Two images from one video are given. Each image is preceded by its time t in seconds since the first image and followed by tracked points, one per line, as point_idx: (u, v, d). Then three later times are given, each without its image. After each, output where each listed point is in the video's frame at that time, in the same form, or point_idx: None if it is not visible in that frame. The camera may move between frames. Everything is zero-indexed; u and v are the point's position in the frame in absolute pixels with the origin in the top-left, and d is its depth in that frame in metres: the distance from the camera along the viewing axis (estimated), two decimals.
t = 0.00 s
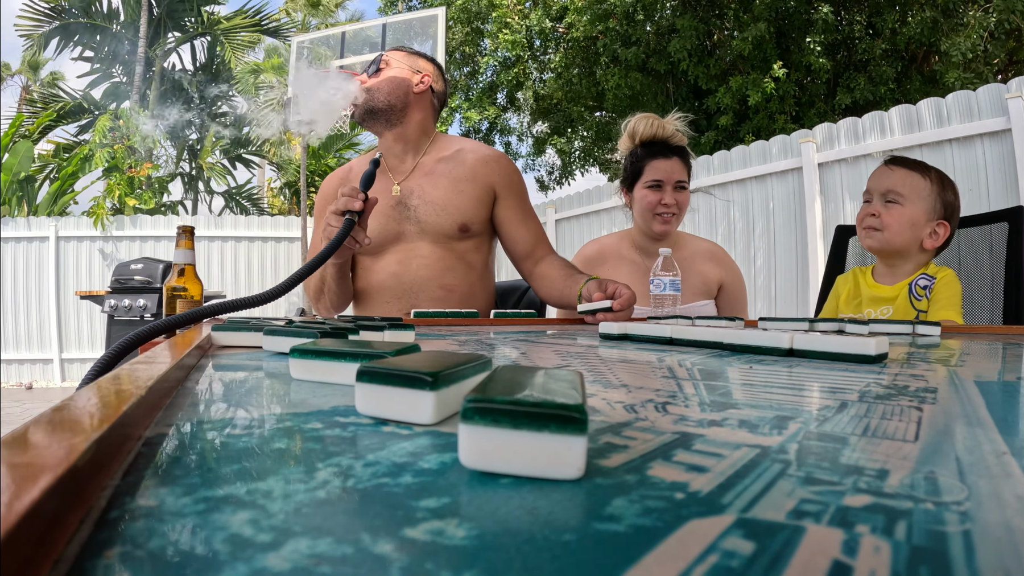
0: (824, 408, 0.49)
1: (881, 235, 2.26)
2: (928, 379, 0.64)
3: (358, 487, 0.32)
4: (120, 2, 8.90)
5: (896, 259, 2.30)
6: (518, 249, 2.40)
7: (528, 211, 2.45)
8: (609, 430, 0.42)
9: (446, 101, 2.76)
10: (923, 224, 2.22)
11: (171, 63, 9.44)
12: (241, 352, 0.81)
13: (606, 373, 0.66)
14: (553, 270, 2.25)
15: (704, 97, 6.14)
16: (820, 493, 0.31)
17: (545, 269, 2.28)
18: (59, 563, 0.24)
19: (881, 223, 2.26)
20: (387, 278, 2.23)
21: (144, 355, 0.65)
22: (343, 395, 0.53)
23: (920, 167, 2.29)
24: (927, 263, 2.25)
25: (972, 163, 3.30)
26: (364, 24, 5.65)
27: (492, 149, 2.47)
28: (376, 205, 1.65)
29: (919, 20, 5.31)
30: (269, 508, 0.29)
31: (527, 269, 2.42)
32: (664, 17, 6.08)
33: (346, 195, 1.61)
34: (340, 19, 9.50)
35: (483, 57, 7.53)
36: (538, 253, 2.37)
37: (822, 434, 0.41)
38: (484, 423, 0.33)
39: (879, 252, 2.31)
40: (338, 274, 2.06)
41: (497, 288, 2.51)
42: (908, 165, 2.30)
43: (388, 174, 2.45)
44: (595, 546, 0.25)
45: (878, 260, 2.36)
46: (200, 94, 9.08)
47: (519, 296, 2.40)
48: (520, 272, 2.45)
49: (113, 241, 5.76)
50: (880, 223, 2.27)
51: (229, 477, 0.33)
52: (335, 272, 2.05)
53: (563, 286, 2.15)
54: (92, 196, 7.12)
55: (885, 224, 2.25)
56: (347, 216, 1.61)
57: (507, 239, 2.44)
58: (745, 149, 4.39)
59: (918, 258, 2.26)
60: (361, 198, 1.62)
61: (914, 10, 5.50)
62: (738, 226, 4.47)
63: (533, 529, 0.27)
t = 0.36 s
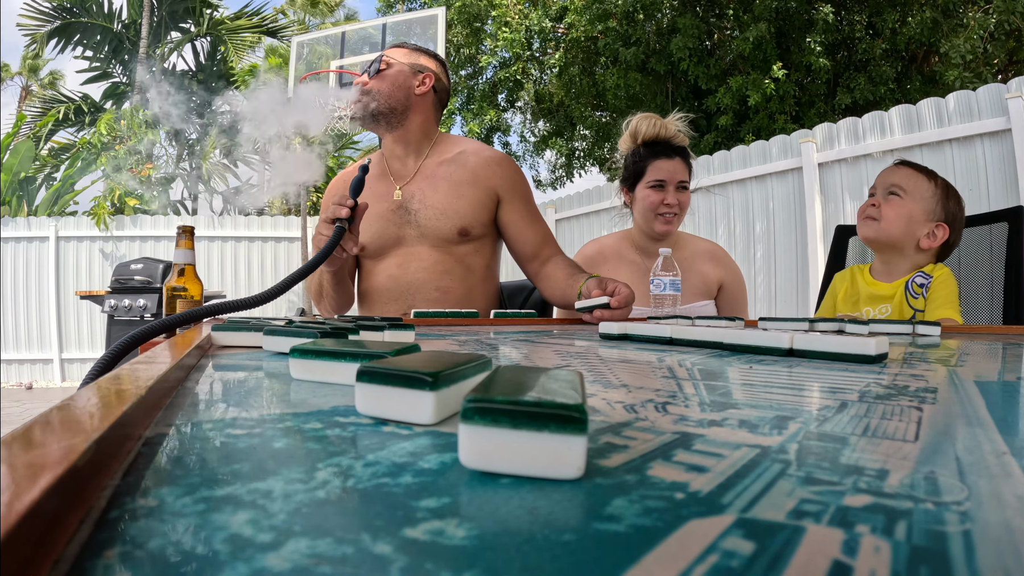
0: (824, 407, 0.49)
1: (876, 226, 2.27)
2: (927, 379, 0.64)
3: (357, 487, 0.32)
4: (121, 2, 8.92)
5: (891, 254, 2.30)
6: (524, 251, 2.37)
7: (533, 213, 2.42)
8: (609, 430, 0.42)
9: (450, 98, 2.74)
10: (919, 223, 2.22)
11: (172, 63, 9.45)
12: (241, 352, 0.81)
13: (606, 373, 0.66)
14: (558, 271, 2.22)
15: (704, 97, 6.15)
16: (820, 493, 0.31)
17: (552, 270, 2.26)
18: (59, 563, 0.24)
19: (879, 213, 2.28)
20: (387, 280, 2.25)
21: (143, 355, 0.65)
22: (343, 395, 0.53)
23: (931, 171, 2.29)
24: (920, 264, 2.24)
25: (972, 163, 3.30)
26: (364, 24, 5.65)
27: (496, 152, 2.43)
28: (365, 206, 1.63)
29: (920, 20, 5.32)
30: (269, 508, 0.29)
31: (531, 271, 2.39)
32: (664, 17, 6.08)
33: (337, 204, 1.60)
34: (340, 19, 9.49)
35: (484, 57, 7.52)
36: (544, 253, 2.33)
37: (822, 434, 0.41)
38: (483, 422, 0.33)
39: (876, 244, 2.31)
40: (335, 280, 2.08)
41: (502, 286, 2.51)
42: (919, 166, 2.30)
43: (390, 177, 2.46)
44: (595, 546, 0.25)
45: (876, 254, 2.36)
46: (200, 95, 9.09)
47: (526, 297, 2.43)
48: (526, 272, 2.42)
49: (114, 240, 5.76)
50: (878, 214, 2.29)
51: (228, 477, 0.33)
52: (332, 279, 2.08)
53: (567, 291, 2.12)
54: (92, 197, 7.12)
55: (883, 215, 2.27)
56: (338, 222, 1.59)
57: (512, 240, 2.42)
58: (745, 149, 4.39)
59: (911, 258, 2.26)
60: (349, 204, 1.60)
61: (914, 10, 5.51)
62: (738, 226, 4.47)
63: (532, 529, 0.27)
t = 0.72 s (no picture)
0: (824, 407, 0.49)
1: (903, 216, 2.21)
2: (928, 379, 0.64)
3: (358, 486, 0.32)
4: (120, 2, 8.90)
5: (902, 249, 2.26)
6: (532, 246, 2.34)
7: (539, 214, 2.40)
8: (609, 430, 0.42)
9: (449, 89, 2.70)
10: (939, 231, 2.19)
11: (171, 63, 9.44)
12: (241, 352, 0.81)
13: (606, 372, 0.66)
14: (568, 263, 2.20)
15: (704, 97, 6.15)
16: (821, 493, 0.31)
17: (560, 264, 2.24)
18: (59, 563, 0.24)
19: (910, 206, 2.20)
20: (388, 285, 2.26)
21: (143, 355, 0.65)
22: (343, 395, 0.53)
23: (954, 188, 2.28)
24: (927, 267, 2.23)
25: (971, 163, 3.30)
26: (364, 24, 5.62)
27: (500, 153, 2.41)
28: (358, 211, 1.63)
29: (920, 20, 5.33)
30: (269, 508, 0.29)
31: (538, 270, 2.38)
32: (664, 18, 6.07)
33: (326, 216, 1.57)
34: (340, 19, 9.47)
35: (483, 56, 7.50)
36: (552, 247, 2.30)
37: (822, 434, 0.41)
38: (484, 423, 0.33)
39: (892, 235, 2.26)
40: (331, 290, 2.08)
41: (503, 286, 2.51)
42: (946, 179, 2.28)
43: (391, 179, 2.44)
44: (594, 546, 0.25)
45: (884, 245, 2.32)
46: (199, 94, 9.08)
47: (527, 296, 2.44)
48: (533, 268, 2.39)
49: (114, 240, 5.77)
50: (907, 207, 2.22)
51: (227, 477, 0.33)
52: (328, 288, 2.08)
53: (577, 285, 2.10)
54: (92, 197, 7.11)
55: (913, 209, 2.20)
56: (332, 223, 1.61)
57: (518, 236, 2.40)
58: (745, 149, 4.39)
59: (919, 259, 2.24)
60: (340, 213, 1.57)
61: (913, 10, 5.51)
62: (737, 226, 4.47)
63: (532, 529, 0.27)
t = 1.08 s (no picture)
0: (824, 408, 0.49)
1: (910, 215, 2.19)
2: (928, 379, 0.64)
3: (358, 487, 0.32)
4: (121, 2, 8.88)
5: (904, 248, 2.25)
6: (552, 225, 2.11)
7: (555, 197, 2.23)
8: (609, 430, 0.42)
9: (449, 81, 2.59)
10: (944, 235, 2.18)
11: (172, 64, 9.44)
12: (241, 352, 0.81)
13: (606, 373, 0.66)
14: (592, 231, 1.94)
15: (705, 97, 6.16)
16: (821, 493, 0.31)
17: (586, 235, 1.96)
18: (59, 563, 0.24)
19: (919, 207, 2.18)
20: (392, 291, 2.19)
21: (143, 355, 0.65)
22: (343, 395, 0.53)
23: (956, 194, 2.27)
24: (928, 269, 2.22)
25: (972, 163, 3.30)
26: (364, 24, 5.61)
27: (506, 146, 2.31)
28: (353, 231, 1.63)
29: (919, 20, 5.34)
30: (269, 508, 0.29)
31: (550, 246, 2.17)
32: (665, 18, 6.08)
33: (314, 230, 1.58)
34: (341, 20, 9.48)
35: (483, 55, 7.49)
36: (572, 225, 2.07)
37: (822, 434, 0.41)
38: (484, 423, 0.33)
39: (897, 232, 2.24)
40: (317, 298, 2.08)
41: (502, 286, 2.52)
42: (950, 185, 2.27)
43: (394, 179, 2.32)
44: (595, 547, 0.25)
45: (887, 242, 2.30)
46: (199, 94, 9.08)
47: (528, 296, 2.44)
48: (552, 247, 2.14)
49: (114, 240, 5.77)
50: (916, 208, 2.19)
51: (228, 477, 0.33)
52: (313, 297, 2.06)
53: (609, 251, 1.80)
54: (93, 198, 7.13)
55: (922, 210, 2.18)
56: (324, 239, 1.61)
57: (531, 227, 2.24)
58: (745, 149, 4.39)
59: (920, 260, 2.23)
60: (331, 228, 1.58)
61: (913, 10, 5.51)
62: (738, 226, 4.47)
63: (532, 529, 0.27)
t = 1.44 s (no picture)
0: (824, 407, 0.49)
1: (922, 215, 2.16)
2: (928, 379, 0.64)
3: (358, 487, 0.32)
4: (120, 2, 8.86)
5: (912, 248, 2.22)
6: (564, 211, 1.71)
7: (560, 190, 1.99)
8: (608, 431, 0.42)
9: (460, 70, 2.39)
10: (951, 237, 2.17)
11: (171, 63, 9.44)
12: (241, 352, 0.81)
13: (606, 373, 0.66)
14: (608, 206, 1.49)
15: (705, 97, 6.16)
16: (821, 493, 0.31)
17: (608, 211, 1.46)
18: (59, 562, 0.24)
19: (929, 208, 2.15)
20: (390, 298, 2.10)
21: (143, 355, 0.65)
22: (343, 395, 0.53)
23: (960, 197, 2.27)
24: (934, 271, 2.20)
25: (971, 163, 3.30)
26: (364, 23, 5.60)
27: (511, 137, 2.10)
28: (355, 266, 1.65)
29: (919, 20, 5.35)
30: (269, 508, 0.29)
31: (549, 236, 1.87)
32: (665, 17, 6.08)
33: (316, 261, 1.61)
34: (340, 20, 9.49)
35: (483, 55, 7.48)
36: (580, 204, 1.64)
37: (822, 435, 0.41)
38: (483, 423, 0.33)
39: (906, 233, 2.22)
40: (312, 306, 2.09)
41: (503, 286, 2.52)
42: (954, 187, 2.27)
43: (394, 180, 2.17)
44: (595, 547, 0.25)
45: (893, 242, 2.27)
46: (199, 94, 9.08)
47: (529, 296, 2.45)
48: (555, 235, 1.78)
49: (114, 240, 5.77)
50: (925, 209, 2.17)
51: (228, 477, 0.33)
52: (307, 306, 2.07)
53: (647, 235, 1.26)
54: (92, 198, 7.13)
55: (931, 212, 2.15)
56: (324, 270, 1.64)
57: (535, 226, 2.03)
58: (745, 149, 4.38)
59: (927, 261, 2.21)
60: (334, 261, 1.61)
61: (913, 10, 5.51)
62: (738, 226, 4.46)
63: (532, 529, 0.27)
